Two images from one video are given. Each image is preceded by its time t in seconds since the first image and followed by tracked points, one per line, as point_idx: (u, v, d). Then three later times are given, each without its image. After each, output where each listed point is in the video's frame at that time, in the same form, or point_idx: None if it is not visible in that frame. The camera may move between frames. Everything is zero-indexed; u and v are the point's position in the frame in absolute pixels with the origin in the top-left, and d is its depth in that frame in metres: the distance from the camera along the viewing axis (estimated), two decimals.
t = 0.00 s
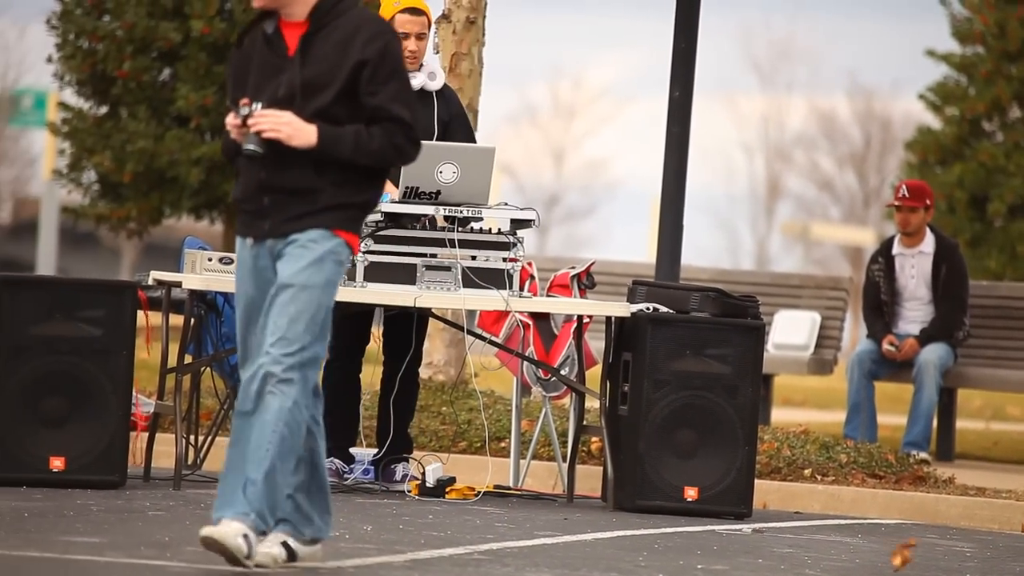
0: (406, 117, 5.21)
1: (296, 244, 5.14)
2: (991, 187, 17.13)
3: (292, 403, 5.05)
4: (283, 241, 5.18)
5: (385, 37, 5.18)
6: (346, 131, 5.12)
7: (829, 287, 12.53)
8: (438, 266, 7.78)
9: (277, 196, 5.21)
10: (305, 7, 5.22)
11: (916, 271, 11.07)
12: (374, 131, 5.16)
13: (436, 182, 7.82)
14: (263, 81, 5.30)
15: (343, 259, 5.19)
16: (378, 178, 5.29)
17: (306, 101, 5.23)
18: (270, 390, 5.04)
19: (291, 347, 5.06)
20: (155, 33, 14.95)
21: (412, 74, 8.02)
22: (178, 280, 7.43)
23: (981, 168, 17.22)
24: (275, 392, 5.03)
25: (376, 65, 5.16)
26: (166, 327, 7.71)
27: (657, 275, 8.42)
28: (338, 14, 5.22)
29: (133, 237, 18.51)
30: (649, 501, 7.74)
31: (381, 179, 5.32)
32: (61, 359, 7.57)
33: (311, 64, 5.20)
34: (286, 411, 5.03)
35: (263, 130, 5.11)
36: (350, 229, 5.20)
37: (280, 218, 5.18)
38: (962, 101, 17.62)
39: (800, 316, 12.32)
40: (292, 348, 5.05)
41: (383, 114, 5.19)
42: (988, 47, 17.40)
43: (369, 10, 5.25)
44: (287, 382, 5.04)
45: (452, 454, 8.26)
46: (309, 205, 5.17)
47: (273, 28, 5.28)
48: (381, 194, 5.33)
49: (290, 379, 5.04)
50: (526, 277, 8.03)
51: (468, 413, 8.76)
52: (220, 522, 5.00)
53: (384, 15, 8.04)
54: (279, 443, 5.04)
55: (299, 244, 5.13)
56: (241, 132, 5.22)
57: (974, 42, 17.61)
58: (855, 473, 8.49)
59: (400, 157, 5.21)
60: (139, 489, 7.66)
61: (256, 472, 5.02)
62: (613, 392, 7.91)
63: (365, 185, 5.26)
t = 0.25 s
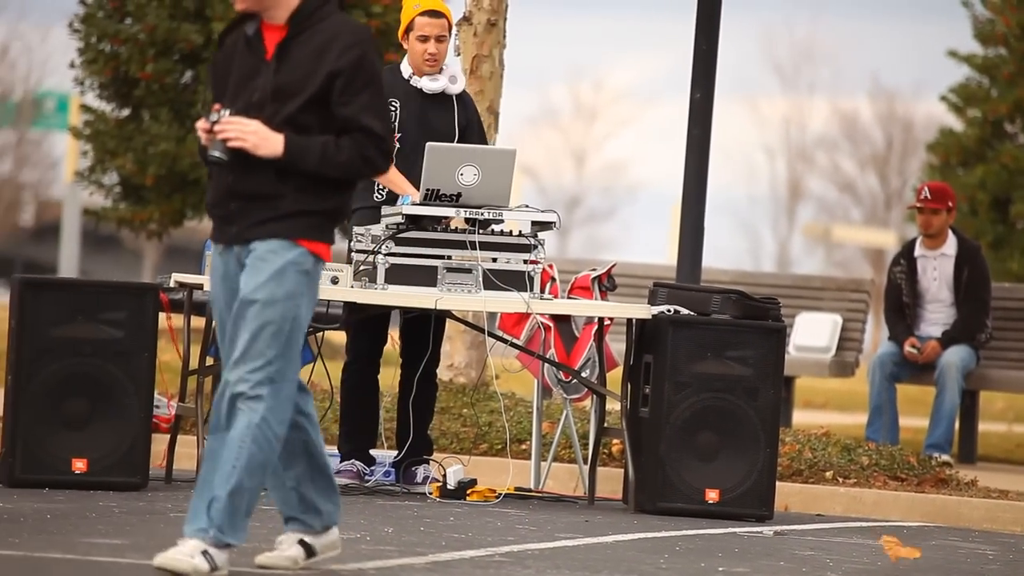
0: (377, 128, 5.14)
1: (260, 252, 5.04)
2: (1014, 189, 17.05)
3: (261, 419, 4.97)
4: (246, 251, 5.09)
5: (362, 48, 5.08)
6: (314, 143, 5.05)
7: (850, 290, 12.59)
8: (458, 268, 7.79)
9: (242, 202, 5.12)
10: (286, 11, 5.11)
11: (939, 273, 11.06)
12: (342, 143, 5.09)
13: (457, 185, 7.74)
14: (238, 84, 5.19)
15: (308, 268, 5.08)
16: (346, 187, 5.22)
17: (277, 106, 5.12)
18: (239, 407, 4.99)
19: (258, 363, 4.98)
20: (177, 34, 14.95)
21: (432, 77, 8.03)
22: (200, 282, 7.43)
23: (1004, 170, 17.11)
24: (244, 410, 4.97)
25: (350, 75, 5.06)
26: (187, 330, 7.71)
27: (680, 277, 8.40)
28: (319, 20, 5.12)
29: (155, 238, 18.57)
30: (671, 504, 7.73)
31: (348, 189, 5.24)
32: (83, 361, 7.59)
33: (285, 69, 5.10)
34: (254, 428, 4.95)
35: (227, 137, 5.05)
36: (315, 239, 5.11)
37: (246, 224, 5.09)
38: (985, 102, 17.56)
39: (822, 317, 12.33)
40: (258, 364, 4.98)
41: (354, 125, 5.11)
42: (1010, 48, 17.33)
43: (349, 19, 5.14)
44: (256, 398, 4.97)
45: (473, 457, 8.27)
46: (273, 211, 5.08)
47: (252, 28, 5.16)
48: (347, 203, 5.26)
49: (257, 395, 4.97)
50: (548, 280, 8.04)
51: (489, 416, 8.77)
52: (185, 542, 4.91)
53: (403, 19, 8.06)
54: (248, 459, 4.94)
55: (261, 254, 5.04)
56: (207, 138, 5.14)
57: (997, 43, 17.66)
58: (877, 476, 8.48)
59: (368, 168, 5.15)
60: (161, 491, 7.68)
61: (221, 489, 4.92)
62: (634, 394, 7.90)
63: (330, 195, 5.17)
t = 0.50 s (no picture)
0: (350, 118, 4.96)
1: (246, 247, 4.86)
2: None
3: (269, 417, 4.87)
4: (228, 243, 4.90)
5: (339, 35, 4.95)
6: (286, 131, 4.89)
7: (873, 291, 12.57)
8: (479, 270, 7.80)
9: (219, 190, 4.95)
10: None
11: (961, 275, 11.05)
12: (312, 131, 4.92)
13: (480, 186, 7.74)
14: (217, 69, 5.06)
15: (296, 259, 4.91)
16: (322, 179, 5.04)
17: (253, 92, 4.98)
18: (243, 408, 4.88)
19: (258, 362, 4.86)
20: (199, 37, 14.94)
21: (447, 77, 8.01)
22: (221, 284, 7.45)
23: None
24: (250, 411, 4.87)
25: (323, 61, 4.93)
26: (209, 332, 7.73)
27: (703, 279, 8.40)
28: (299, 7, 5.01)
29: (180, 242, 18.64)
30: (692, 506, 7.73)
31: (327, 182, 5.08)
32: (106, 364, 7.61)
33: (261, 56, 4.96)
34: (264, 427, 4.86)
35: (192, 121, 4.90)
36: (295, 230, 4.91)
37: (223, 214, 4.91)
38: (1009, 103, 17.52)
39: (844, 320, 12.34)
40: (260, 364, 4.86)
41: (326, 113, 4.95)
42: None
43: (330, 7, 5.02)
44: (261, 397, 4.86)
45: (495, 459, 8.27)
46: (249, 200, 4.91)
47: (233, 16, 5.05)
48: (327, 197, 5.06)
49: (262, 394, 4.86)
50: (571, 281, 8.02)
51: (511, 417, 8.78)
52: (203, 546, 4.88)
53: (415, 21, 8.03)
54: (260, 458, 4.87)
55: (248, 249, 4.86)
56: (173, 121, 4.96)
57: (1020, 44, 17.64)
58: (900, 478, 8.48)
59: (339, 160, 4.97)
60: (184, 493, 7.71)
61: (237, 491, 4.85)
62: (656, 397, 7.89)
63: (305, 185, 4.99)
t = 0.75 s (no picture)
0: (330, 115, 4.72)
1: (230, 250, 4.67)
2: None
3: (268, 420, 4.68)
4: (209, 246, 4.70)
5: (318, 32, 4.71)
6: (265, 131, 4.67)
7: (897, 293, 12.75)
8: (502, 272, 7.82)
9: (199, 191, 4.74)
10: None
11: (986, 278, 11.06)
12: (291, 130, 4.69)
13: (502, 189, 7.73)
14: (194, 67, 4.84)
15: (280, 261, 4.73)
16: (304, 178, 4.82)
17: (229, 90, 4.76)
18: (241, 414, 4.69)
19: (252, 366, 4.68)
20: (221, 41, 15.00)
21: (464, 80, 8.02)
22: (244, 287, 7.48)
23: None
24: (248, 416, 4.67)
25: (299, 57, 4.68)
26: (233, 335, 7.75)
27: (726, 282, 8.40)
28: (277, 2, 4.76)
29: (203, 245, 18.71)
30: (716, 509, 7.72)
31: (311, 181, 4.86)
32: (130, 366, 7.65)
33: (238, 54, 4.72)
34: (267, 429, 4.68)
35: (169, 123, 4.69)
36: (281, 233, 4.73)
37: (203, 216, 4.71)
38: None
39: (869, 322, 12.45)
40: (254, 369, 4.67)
41: (304, 110, 4.71)
42: None
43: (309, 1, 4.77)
44: (258, 399, 4.67)
45: (518, 461, 8.27)
46: (234, 203, 4.70)
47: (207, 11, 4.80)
48: (309, 197, 4.84)
49: (259, 398, 4.67)
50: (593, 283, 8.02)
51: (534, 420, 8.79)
52: (220, 551, 4.69)
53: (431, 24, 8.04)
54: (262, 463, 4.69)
55: (232, 252, 4.67)
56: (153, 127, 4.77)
57: None
58: (924, 480, 8.47)
59: (318, 157, 4.74)
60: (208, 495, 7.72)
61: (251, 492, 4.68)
62: (679, 399, 7.89)
63: (287, 184, 4.78)
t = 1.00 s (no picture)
0: (299, 115, 4.57)
1: (196, 257, 4.50)
2: None
3: (249, 422, 4.57)
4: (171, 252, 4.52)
5: (280, 30, 4.55)
6: (234, 133, 4.50)
7: (920, 297, 12.96)
8: (524, 274, 7.81)
9: (161, 194, 4.54)
10: None
11: (1010, 281, 11.07)
12: (260, 133, 4.52)
13: (524, 192, 7.73)
14: (146, 70, 4.61)
15: (245, 265, 4.58)
16: (265, 182, 4.65)
17: (189, 91, 4.56)
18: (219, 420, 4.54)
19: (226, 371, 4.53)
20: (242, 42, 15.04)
21: (487, 82, 8.03)
22: (267, 289, 7.49)
23: None
24: (229, 422, 4.54)
25: (265, 57, 4.51)
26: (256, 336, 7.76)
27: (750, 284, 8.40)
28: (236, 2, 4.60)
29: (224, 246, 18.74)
30: (739, 511, 7.72)
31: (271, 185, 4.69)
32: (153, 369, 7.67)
33: (198, 55, 4.54)
34: (250, 431, 4.57)
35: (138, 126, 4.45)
36: (248, 239, 4.59)
37: (165, 221, 4.51)
38: None
39: (892, 325, 12.45)
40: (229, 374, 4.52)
41: (271, 112, 4.55)
42: None
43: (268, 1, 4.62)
44: (237, 403, 4.54)
45: (540, 463, 8.28)
46: (200, 208, 4.53)
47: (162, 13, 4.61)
48: (265, 200, 4.66)
49: (241, 400, 4.54)
50: (615, 285, 8.03)
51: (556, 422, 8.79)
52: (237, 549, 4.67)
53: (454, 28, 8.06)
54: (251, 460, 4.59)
55: (197, 258, 4.50)
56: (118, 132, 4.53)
57: None
58: (948, 483, 8.47)
59: (289, 159, 4.59)
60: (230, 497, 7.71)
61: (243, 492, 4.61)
62: (702, 401, 7.88)
63: (251, 188, 4.61)
